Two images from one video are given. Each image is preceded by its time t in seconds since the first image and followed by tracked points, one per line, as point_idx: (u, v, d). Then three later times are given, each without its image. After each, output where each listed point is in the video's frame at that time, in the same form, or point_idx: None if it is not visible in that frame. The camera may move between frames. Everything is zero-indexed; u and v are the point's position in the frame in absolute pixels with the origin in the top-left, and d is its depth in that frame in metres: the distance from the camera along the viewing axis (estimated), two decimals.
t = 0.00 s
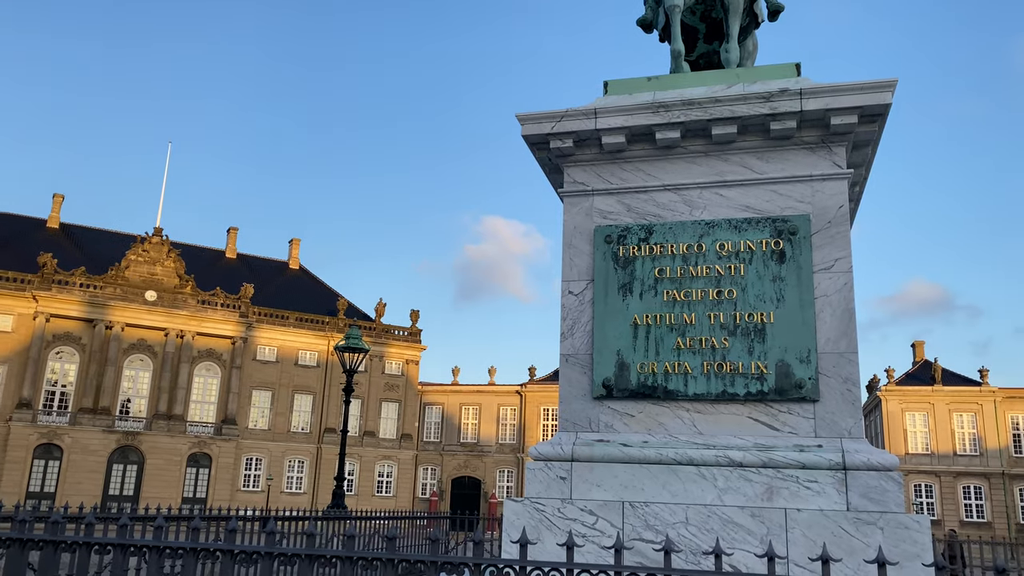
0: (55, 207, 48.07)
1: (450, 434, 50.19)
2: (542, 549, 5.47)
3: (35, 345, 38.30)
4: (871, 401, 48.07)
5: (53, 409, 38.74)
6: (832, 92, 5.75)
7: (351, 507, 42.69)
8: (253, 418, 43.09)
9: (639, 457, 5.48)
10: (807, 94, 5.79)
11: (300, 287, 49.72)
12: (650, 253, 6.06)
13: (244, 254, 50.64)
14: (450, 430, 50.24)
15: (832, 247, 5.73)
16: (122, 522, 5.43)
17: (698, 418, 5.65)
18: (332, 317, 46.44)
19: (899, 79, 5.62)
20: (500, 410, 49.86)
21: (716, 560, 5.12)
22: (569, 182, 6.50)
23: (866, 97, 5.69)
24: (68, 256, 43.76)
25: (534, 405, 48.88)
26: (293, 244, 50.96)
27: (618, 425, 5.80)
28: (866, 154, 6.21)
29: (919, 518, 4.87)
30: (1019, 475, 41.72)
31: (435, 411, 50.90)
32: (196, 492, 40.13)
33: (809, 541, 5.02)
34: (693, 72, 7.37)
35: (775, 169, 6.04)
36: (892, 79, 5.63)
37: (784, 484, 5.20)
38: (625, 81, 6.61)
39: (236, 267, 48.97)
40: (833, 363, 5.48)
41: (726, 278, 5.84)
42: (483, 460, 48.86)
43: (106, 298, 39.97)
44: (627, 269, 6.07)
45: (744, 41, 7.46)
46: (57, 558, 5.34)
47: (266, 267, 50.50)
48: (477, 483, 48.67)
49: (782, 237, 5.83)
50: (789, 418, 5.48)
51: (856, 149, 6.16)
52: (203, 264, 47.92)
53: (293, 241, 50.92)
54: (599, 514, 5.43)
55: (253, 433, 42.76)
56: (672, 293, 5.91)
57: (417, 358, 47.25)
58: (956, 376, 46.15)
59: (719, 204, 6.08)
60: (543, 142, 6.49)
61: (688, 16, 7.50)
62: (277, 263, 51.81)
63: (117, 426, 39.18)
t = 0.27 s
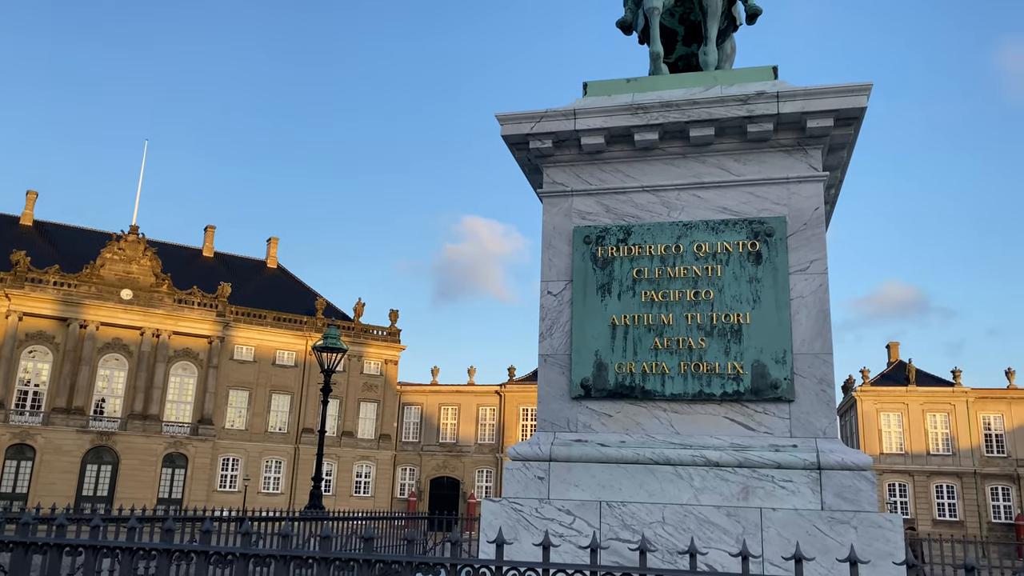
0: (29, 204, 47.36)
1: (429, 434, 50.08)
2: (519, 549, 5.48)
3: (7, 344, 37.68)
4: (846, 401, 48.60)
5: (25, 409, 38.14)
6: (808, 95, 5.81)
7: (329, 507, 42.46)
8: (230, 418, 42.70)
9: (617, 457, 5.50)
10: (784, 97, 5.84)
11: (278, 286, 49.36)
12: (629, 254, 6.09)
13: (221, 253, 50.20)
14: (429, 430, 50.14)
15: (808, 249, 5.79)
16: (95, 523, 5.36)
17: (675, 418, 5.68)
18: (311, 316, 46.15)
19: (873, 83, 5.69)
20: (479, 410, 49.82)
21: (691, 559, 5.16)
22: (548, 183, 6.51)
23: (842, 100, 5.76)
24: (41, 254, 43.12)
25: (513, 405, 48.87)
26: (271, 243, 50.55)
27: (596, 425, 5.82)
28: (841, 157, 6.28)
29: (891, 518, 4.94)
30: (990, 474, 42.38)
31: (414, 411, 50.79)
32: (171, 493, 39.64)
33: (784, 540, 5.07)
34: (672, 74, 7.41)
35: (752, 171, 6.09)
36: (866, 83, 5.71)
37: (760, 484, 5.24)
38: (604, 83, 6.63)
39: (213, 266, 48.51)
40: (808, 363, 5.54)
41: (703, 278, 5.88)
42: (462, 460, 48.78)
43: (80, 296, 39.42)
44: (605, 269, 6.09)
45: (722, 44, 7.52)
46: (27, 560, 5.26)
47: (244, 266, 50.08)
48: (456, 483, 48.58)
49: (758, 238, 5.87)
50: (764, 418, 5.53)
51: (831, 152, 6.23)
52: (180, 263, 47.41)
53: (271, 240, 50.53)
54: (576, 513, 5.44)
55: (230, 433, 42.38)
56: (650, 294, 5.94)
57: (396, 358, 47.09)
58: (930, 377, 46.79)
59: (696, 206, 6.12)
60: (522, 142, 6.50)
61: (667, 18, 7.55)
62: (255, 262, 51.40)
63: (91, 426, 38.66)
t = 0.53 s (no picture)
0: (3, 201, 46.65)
1: (408, 435, 49.93)
2: (497, 549, 5.48)
3: None
4: (823, 402, 49.10)
5: None
6: (786, 98, 5.86)
7: (307, 508, 42.19)
8: (207, 418, 42.31)
9: (595, 457, 5.52)
10: (762, 99, 5.89)
11: (256, 285, 48.99)
12: (608, 255, 6.11)
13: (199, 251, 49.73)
14: (408, 431, 50.01)
15: (784, 251, 5.84)
16: (66, 525, 5.27)
17: (654, 418, 5.70)
18: (289, 316, 45.85)
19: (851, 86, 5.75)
20: (459, 410, 49.75)
21: (668, 559, 5.18)
22: (529, 183, 6.52)
23: (819, 103, 5.82)
24: (15, 251, 42.46)
25: (493, 405, 48.84)
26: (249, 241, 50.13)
27: (574, 425, 5.83)
28: (818, 160, 6.35)
29: (866, 517, 4.99)
30: (964, 473, 43.01)
31: (393, 411, 50.64)
32: (147, 494, 39.20)
33: (760, 540, 5.11)
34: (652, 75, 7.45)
35: (730, 173, 6.13)
36: (843, 87, 5.77)
37: (736, 483, 5.28)
38: (584, 84, 6.65)
39: (190, 265, 48.05)
40: (785, 364, 5.59)
41: (681, 279, 5.92)
42: (441, 461, 48.69)
43: (55, 295, 38.88)
44: (585, 269, 6.11)
45: (702, 46, 7.57)
46: None
47: (222, 265, 49.65)
48: (435, 484, 48.47)
49: (736, 240, 5.92)
50: (742, 418, 5.57)
51: (809, 154, 6.28)
52: (157, 261, 46.91)
53: (249, 239, 50.11)
54: (554, 513, 5.46)
55: (207, 434, 42.00)
56: (629, 294, 5.96)
57: (375, 358, 46.90)
58: (905, 378, 47.41)
59: (675, 207, 6.15)
60: (503, 142, 6.49)
61: (647, 20, 7.57)
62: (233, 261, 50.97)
63: (66, 426, 38.16)
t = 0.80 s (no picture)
0: None
1: (389, 435, 49.75)
2: (477, 549, 5.47)
3: None
4: (802, 402, 49.52)
5: None
6: (766, 100, 5.91)
7: (286, 508, 41.91)
8: (186, 418, 41.89)
9: (575, 456, 5.53)
10: (742, 101, 5.93)
11: (236, 284, 48.61)
12: (589, 255, 6.12)
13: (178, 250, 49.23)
14: (389, 431, 49.83)
15: (763, 252, 5.88)
16: (40, 526, 5.20)
17: (633, 418, 5.72)
18: (269, 315, 45.52)
19: (829, 89, 5.81)
20: (440, 410, 49.65)
21: (647, 558, 5.20)
22: (510, 182, 6.51)
23: (798, 105, 5.87)
24: None
25: (474, 405, 48.77)
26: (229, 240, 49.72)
27: (555, 425, 5.83)
28: (798, 161, 6.40)
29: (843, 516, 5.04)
30: (940, 473, 43.55)
31: (374, 411, 50.47)
32: (124, 494, 38.77)
33: (739, 539, 5.14)
34: (634, 76, 7.48)
35: (710, 174, 6.17)
36: (822, 89, 5.82)
37: (715, 483, 5.31)
38: (566, 84, 6.66)
39: (169, 263, 47.57)
40: (764, 364, 5.63)
41: (662, 280, 5.94)
42: (422, 461, 48.56)
43: (31, 293, 38.36)
44: (566, 270, 6.11)
45: (683, 48, 7.61)
46: None
47: (201, 264, 49.20)
48: (416, 484, 48.33)
49: (716, 240, 5.95)
50: (721, 418, 5.60)
51: (788, 156, 6.34)
52: (135, 259, 46.41)
53: (229, 237, 49.69)
54: (534, 513, 5.45)
55: (186, 433, 41.59)
56: (610, 295, 5.98)
57: (356, 358, 46.69)
58: (882, 378, 47.93)
59: (656, 208, 6.18)
60: (484, 142, 6.49)
61: (629, 21, 7.59)
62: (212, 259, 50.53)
63: (41, 425, 37.66)
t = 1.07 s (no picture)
0: None
1: (372, 435, 49.59)
2: (459, 549, 5.46)
3: None
4: (784, 402, 49.86)
5: None
6: (749, 102, 5.94)
7: (269, 509, 41.68)
8: (167, 418, 41.51)
9: (559, 456, 5.53)
10: (726, 103, 5.96)
11: (218, 283, 48.28)
12: (573, 256, 6.12)
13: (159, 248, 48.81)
14: (373, 431, 49.67)
15: (746, 253, 5.91)
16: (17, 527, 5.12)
17: (616, 417, 5.73)
18: (252, 315, 45.22)
19: (811, 91, 5.85)
20: (424, 410, 49.56)
21: (630, 558, 5.21)
22: (494, 183, 6.51)
23: (781, 107, 5.90)
24: None
25: (458, 405, 48.71)
26: (211, 239, 49.34)
27: (538, 425, 5.83)
28: (780, 163, 6.44)
29: (824, 515, 5.07)
30: (920, 472, 44.04)
31: (357, 411, 50.30)
32: (104, 495, 38.38)
33: (720, 538, 5.17)
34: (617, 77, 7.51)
35: (693, 175, 6.19)
36: (805, 91, 5.86)
37: (698, 482, 5.33)
38: (550, 84, 6.66)
39: (151, 262, 47.13)
40: (746, 364, 5.66)
41: (645, 280, 5.96)
42: (405, 461, 48.44)
43: (9, 292, 37.89)
44: (549, 270, 6.12)
45: (667, 49, 7.65)
46: None
47: (182, 263, 48.80)
48: (399, 484, 48.21)
49: (698, 241, 5.98)
50: (703, 418, 5.63)
51: (770, 158, 6.38)
52: (116, 258, 45.94)
53: (211, 236, 49.29)
54: (518, 513, 5.45)
55: (167, 434, 41.23)
56: (594, 295, 5.99)
57: (340, 358, 46.50)
58: (863, 378, 48.36)
59: (639, 208, 6.19)
60: (468, 141, 6.47)
61: (613, 22, 7.61)
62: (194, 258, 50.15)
63: (20, 426, 37.23)
